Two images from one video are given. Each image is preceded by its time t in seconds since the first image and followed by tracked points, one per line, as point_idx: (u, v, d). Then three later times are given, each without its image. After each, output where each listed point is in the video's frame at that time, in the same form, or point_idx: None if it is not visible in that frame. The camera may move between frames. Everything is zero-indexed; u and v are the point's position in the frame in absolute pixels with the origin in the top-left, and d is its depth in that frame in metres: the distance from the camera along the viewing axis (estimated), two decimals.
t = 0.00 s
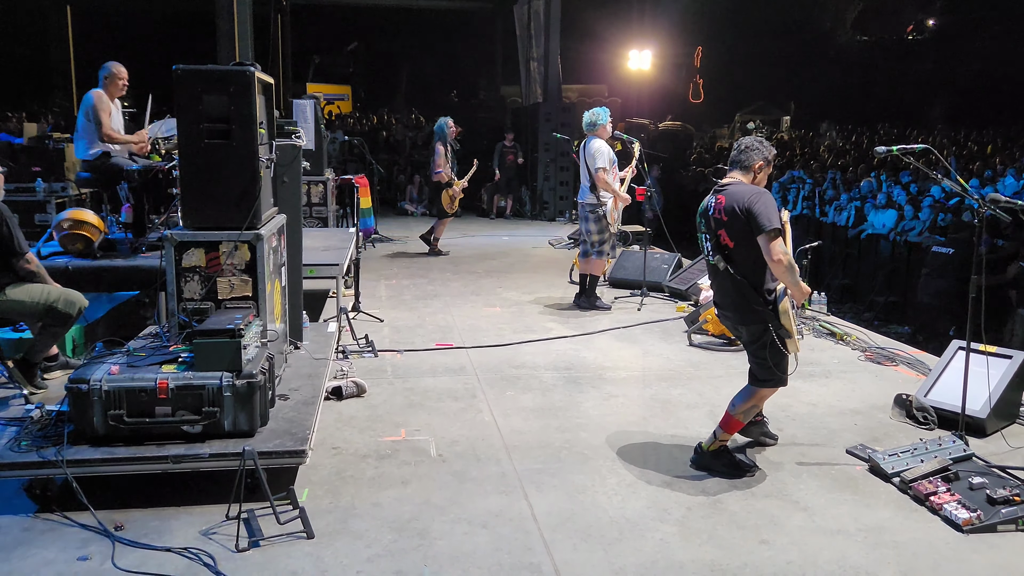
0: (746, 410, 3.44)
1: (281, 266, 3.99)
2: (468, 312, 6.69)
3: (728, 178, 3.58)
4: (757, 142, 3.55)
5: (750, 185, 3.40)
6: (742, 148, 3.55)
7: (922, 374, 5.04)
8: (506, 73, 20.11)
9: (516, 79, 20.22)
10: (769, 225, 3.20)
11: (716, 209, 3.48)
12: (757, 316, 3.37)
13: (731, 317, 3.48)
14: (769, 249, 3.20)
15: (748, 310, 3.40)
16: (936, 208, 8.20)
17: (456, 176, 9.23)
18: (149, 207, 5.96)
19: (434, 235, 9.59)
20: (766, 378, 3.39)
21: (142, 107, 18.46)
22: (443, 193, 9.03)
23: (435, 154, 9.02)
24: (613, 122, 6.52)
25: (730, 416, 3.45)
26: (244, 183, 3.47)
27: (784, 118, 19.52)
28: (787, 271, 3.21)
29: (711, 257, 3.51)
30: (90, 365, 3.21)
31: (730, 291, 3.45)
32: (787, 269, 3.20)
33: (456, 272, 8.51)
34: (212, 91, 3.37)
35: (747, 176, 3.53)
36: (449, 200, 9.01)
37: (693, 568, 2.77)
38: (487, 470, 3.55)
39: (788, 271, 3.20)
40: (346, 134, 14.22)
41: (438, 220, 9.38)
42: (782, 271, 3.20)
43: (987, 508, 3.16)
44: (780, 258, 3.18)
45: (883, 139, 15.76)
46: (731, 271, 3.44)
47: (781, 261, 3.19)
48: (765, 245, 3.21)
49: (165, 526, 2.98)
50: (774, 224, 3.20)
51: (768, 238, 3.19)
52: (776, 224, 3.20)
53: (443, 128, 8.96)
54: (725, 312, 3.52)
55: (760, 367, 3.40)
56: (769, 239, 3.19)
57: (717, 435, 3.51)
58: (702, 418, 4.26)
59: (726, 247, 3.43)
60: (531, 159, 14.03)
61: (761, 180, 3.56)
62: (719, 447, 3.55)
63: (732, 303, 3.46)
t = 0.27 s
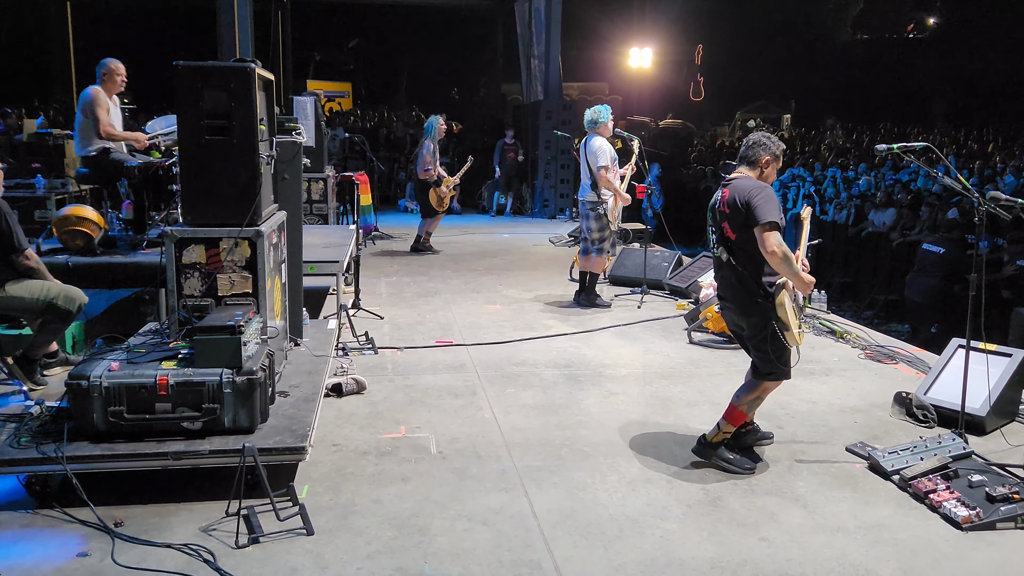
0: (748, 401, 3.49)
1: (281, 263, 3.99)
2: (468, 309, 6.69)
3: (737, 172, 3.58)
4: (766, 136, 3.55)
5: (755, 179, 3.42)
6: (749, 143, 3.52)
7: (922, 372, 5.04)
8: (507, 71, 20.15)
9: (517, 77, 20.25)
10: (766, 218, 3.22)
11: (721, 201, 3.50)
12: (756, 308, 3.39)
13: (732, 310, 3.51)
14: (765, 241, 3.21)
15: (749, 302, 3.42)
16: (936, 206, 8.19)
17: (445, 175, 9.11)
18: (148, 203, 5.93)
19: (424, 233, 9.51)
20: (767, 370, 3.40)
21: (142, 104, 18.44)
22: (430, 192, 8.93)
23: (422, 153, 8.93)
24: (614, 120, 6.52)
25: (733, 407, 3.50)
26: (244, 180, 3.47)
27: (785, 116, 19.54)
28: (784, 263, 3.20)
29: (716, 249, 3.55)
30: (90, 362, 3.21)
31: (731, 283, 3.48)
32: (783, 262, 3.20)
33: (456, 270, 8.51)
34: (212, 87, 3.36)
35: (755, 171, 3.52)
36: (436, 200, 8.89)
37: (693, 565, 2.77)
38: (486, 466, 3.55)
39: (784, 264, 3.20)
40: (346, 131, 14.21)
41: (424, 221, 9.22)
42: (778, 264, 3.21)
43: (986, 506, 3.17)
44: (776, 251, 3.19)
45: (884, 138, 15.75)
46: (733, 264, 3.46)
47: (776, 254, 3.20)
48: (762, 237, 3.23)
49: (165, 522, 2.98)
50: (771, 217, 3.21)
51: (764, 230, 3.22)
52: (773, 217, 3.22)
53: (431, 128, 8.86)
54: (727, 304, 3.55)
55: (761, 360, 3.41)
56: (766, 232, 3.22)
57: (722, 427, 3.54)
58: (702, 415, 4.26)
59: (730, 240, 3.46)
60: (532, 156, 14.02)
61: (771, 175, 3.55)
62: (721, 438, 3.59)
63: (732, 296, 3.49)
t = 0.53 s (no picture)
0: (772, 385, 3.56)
1: (279, 261, 3.98)
2: (467, 308, 6.69)
3: (743, 165, 3.64)
4: (769, 127, 3.61)
5: (755, 169, 3.49)
6: (756, 135, 3.60)
7: (919, 371, 5.05)
8: (506, 70, 20.14)
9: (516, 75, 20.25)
10: (759, 208, 3.29)
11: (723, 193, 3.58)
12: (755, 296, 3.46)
13: (733, 298, 3.59)
14: (757, 231, 3.28)
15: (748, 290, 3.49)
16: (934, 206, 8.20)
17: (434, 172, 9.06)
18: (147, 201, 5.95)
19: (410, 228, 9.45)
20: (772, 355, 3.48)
21: (140, 102, 18.40)
22: (420, 189, 8.88)
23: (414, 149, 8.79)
24: (615, 119, 6.52)
25: (761, 392, 3.58)
26: (243, 176, 3.47)
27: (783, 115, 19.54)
28: (777, 252, 3.25)
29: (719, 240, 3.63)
30: (88, 359, 3.20)
31: (732, 272, 3.56)
32: (776, 252, 3.25)
33: (455, 268, 8.50)
34: (211, 85, 3.35)
35: (757, 161, 3.58)
36: (425, 198, 8.87)
37: (691, 563, 2.77)
38: (485, 465, 3.56)
39: (777, 254, 3.25)
40: (345, 130, 14.19)
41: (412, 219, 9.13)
42: (770, 253, 3.27)
43: (983, 505, 3.17)
44: (768, 240, 3.25)
45: (882, 137, 15.76)
46: (733, 254, 3.54)
47: (769, 243, 3.26)
48: (755, 227, 3.30)
49: (163, 520, 2.98)
50: (764, 207, 3.28)
51: (757, 220, 3.29)
52: (766, 207, 3.28)
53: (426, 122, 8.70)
54: (730, 294, 3.62)
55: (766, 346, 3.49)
56: (758, 222, 3.28)
57: (751, 414, 3.62)
58: (700, 414, 4.27)
59: (729, 231, 3.54)
60: (530, 155, 14.00)
61: (775, 165, 3.59)
62: (754, 427, 3.67)
63: (734, 284, 3.56)
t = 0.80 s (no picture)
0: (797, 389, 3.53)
1: (277, 260, 3.98)
2: (465, 308, 6.69)
3: (745, 166, 3.66)
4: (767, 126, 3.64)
5: (754, 169, 3.51)
6: (755, 136, 3.63)
7: (917, 372, 5.06)
8: (505, 70, 20.16)
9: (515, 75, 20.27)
10: (758, 205, 3.31)
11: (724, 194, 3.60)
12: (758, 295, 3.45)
13: (738, 298, 3.58)
14: (756, 228, 3.30)
15: (752, 289, 3.49)
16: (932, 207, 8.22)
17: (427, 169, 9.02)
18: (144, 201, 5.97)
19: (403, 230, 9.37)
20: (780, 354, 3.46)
21: (139, 102, 18.38)
22: (409, 186, 8.81)
23: (405, 144, 8.83)
24: (614, 117, 6.51)
25: (788, 400, 3.56)
26: (241, 176, 3.47)
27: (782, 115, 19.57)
28: (776, 249, 3.26)
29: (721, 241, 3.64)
30: (86, 359, 3.20)
31: (735, 272, 3.56)
32: (775, 248, 3.26)
33: (453, 268, 8.50)
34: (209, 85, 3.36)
35: (758, 161, 3.59)
36: (415, 194, 8.78)
37: (689, 564, 2.78)
38: (483, 465, 3.56)
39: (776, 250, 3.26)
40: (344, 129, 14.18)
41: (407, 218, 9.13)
42: (771, 249, 3.27)
43: (981, 505, 3.18)
44: (767, 236, 3.26)
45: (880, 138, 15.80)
46: (736, 253, 3.55)
47: (769, 239, 3.27)
48: (754, 224, 3.32)
49: (161, 520, 2.98)
50: (763, 204, 3.30)
51: (756, 217, 3.30)
52: (765, 204, 3.30)
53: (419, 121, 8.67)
54: (734, 295, 3.61)
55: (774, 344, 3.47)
56: (757, 219, 3.30)
57: (789, 423, 3.61)
58: (698, 414, 4.27)
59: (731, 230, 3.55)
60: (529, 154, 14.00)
61: (781, 164, 3.57)
62: (796, 437, 3.65)
63: (737, 284, 3.56)
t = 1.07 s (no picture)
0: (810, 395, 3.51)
1: (276, 260, 3.98)
2: (464, 308, 6.70)
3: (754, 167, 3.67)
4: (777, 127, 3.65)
5: (768, 169, 3.52)
6: (766, 136, 3.64)
7: (915, 372, 5.07)
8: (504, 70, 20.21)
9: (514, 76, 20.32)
10: (775, 204, 3.31)
11: (736, 194, 3.61)
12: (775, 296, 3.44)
13: (751, 299, 3.57)
14: (774, 228, 3.30)
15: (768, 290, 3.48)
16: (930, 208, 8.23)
17: (424, 173, 9.00)
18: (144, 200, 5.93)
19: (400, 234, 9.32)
20: (795, 357, 3.45)
21: (137, 101, 18.39)
22: (404, 187, 8.78)
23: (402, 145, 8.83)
24: (613, 118, 6.53)
25: (803, 405, 3.55)
26: (240, 175, 3.47)
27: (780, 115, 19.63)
28: (795, 249, 3.26)
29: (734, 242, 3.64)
30: (85, 358, 3.20)
31: (749, 273, 3.55)
32: (794, 248, 3.26)
33: (451, 268, 8.51)
34: (207, 84, 3.36)
35: (769, 161, 3.58)
36: (410, 195, 8.74)
37: (687, 563, 2.78)
38: (481, 465, 3.56)
39: (795, 250, 3.26)
40: (343, 129, 14.19)
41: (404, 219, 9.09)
42: (789, 249, 3.27)
43: (979, 505, 3.19)
44: (785, 236, 3.27)
45: (879, 139, 15.84)
46: (750, 254, 3.54)
47: (787, 239, 3.27)
48: (772, 224, 3.32)
49: (159, 520, 2.98)
50: (780, 205, 3.30)
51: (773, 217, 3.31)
52: (782, 204, 3.30)
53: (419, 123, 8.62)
54: (748, 296, 3.60)
55: (788, 346, 3.46)
56: (775, 219, 3.30)
57: (805, 428, 3.62)
58: (697, 414, 4.28)
59: (745, 231, 3.55)
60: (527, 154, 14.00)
61: (792, 164, 3.57)
62: (814, 440, 3.64)
63: (751, 285, 3.55)
